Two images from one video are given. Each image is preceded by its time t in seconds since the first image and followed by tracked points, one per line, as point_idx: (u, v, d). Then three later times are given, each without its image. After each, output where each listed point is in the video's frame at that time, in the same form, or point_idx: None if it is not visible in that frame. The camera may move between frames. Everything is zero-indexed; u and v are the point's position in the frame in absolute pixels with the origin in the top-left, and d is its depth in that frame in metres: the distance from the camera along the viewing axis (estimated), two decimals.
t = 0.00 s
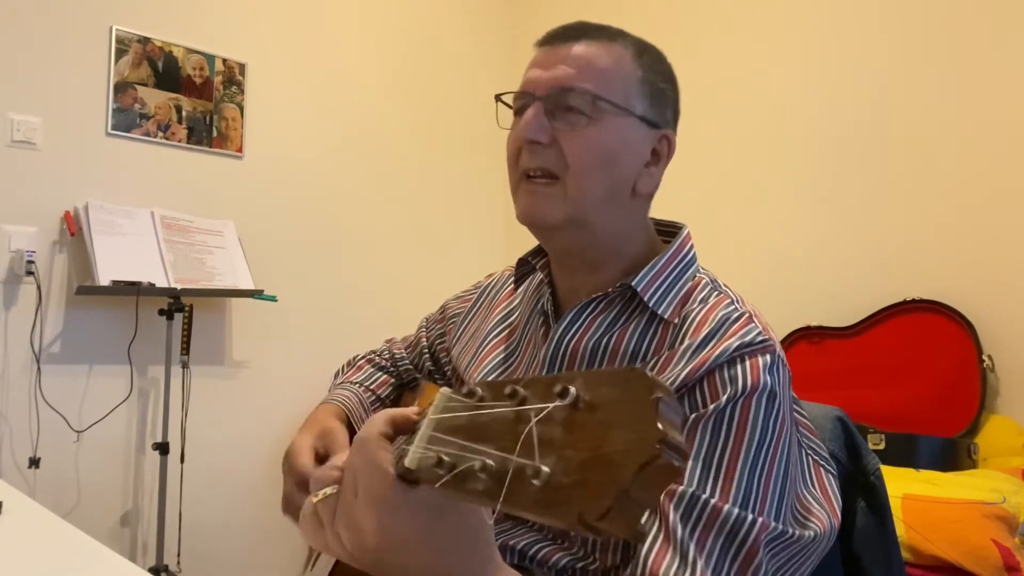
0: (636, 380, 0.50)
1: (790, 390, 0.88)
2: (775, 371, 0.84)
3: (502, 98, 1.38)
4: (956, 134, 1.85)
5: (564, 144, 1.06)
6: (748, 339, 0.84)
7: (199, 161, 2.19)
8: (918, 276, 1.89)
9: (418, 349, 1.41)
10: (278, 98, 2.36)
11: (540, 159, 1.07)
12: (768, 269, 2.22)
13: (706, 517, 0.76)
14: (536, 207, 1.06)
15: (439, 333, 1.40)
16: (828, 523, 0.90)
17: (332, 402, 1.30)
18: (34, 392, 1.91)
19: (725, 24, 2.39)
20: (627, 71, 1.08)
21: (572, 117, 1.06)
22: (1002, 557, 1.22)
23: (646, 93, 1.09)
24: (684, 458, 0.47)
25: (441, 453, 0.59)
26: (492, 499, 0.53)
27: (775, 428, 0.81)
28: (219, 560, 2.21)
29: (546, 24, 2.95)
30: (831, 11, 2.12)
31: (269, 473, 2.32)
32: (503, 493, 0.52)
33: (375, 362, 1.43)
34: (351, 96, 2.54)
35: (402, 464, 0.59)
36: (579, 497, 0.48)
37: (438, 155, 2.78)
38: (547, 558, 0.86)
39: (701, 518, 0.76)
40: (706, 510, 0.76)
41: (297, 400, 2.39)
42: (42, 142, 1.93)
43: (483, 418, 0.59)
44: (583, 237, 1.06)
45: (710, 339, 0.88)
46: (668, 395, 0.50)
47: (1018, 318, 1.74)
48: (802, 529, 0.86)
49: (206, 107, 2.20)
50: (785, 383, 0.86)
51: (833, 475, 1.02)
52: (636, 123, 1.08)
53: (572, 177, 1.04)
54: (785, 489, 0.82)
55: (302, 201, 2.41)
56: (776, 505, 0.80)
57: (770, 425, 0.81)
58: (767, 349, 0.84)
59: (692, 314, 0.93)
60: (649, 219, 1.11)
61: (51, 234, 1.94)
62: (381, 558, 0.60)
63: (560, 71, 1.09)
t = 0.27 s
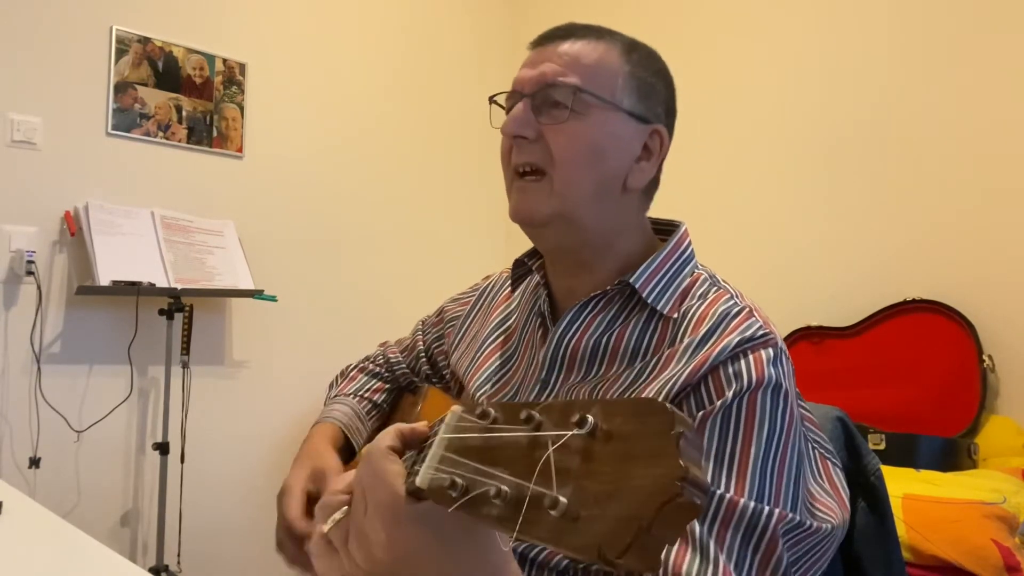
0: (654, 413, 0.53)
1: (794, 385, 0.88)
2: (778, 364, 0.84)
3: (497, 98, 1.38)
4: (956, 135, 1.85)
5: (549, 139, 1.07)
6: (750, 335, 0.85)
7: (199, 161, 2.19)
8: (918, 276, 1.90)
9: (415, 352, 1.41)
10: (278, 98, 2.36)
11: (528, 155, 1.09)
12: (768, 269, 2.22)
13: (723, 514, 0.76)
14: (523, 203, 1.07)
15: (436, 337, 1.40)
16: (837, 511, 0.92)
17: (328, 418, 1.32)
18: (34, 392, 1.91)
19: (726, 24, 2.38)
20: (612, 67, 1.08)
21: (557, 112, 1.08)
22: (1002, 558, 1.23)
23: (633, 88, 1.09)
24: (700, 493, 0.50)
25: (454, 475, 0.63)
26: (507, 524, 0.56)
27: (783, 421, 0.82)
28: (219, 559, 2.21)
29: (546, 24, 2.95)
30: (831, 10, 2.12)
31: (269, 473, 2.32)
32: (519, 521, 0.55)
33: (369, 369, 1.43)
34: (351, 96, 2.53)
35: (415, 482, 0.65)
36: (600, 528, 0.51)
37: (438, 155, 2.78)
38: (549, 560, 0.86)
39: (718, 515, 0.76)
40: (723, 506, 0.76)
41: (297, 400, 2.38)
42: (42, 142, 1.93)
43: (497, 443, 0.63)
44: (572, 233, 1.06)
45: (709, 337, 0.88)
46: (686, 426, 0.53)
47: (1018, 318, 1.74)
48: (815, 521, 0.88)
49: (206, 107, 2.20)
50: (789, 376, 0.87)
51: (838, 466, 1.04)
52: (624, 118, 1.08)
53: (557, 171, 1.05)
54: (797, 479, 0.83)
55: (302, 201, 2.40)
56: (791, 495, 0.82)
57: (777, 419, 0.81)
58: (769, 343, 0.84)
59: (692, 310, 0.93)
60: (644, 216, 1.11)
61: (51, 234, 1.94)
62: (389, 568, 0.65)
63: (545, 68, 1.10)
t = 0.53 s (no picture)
0: (656, 418, 0.52)
1: (794, 386, 0.88)
2: (777, 365, 0.84)
3: (496, 98, 1.39)
4: (955, 135, 1.85)
5: (547, 139, 1.07)
6: (749, 336, 0.85)
7: (199, 161, 2.19)
8: (918, 276, 1.89)
9: (417, 351, 1.41)
10: (278, 98, 2.36)
11: (527, 155, 1.10)
12: (768, 269, 2.22)
13: (720, 516, 0.76)
14: (523, 203, 1.07)
15: (437, 337, 1.40)
16: (836, 513, 0.92)
17: (331, 413, 1.32)
18: (34, 392, 1.91)
19: (726, 23, 2.38)
20: (610, 67, 1.08)
21: (555, 112, 1.08)
22: (1002, 558, 1.23)
23: (631, 89, 1.09)
24: (705, 500, 0.49)
25: (454, 478, 0.64)
26: (507, 529, 0.57)
27: (781, 424, 0.81)
28: (219, 559, 2.21)
29: (546, 24, 2.95)
30: (830, 11, 2.12)
31: (269, 473, 2.32)
32: (518, 525, 0.56)
33: (372, 366, 1.44)
34: (351, 96, 2.53)
35: (414, 485, 0.66)
36: (601, 535, 0.51)
37: (438, 155, 2.78)
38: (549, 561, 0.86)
39: (715, 517, 0.76)
40: (720, 509, 0.76)
41: (297, 399, 2.38)
42: (42, 142, 1.93)
43: (496, 445, 0.63)
44: (571, 234, 1.06)
45: (708, 338, 0.88)
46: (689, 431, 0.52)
47: (1018, 318, 1.74)
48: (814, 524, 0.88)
49: (206, 107, 2.20)
50: (788, 378, 0.86)
51: (838, 468, 1.04)
52: (622, 118, 1.08)
53: (555, 172, 1.05)
54: (795, 482, 0.83)
55: (302, 201, 2.40)
56: (789, 499, 0.82)
57: (775, 422, 0.81)
58: (768, 344, 0.84)
59: (691, 312, 0.93)
60: (643, 217, 1.10)
61: (51, 234, 1.94)
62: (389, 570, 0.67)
63: (543, 68, 1.10)
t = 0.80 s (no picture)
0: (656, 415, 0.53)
1: (793, 389, 0.88)
2: (777, 369, 0.84)
3: (498, 98, 1.39)
4: (955, 135, 1.85)
5: (548, 140, 1.07)
6: (749, 339, 0.84)
7: (199, 161, 2.19)
8: (918, 276, 1.89)
9: (418, 352, 1.41)
10: (278, 98, 2.36)
11: (527, 156, 1.09)
12: (768, 269, 2.22)
13: (716, 519, 0.76)
14: (522, 204, 1.07)
15: (438, 338, 1.40)
16: (834, 518, 0.92)
17: (332, 414, 1.32)
18: (34, 392, 1.91)
19: (726, 23, 2.38)
20: (613, 68, 1.08)
21: (556, 113, 1.08)
22: (1002, 557, 1.23)
23: (633, 90, 1.09)
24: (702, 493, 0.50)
25: (454, 474, 0.63)
26: (509, 523, 0.56)
27: (779, 428, 0.81)
28: (219, 559, 2.21)
29: (546, 24, 2.95)
30: (830, 11, 2.12)
31: (270, 473, 2.32)
32: (521, 520, 0.56)
33: (373, 367, 1.44)
34: (351, 96, 2.53)
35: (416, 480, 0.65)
36: (602, 530, 0.51)
37: (438, 155, 2.78)
38: (549, 561, 0.86)
39: (711, 520, 0.76)
40: (716, 510, 0.76)
41: (297, 399, 2.38)
42: (42, 142, 1.93)
43: (497, 441, 0.63)
44: (570, 235, 1.06)
45: (709, 340, 0.88)
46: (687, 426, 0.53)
47: (1017, 318, 1.74)
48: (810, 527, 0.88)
49: (205, 107, 2.20)
50: (787, 381, 0.86)
51: (838, 472, 1.04)
52: (623, 120, 1.08)
53: (555, 173, 1.05)
54: (792, 487, 0.83)
55: (302, 201, 2.40)
56: (784, 504, 0.82)
57: (774, 426, 0.81)
58: (768, 348, 0.84)
59: (692, 314, 0.93)
60: (644, 219, 1.10)
61: (50, 234, 1.94)
62: (387, 567, 0.67)
63: (546, 70, 1.10)
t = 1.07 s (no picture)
0: (660, 414, 0.53)
1: (793, 388, 0.88)
2: (777, 369, 0.84)
3: (501, 96, 1.38)
4: (955, 134, 1.85)
5: (549, 137, 1.07)
6: (750, 338, 0.84)
7: (199, 161, 2.19)
8: (918, 276, 1.89)
9: (418, 350, 1.41)
10: (278, 98, 2.36)
11: (527, 153, 1.09)
12: (768, 269, 2.22)
13: (715, 519, 0.76)
14: (523, 201, 1.07)
15: (438, 335, 1.40)
16: (833, 518, 0.92)
17: (331, 409, 1.32)
18: (34, 392, 1.91)
19: (726, 23, 2.38)
20: (615, 66, 1.08)
21: (558, 111, 1.08)
22: (1002, 557, 1.23)
23: (635, 88, 1.09)
24: (708, 494, 0.49)
25: (456, 473, 0.64)
26: (510, 522, 0.57)
27: (780, 428, 0.81)
28: (219, 560, 2.21)
29: (546, 24, 2.95)
30: (830, 11, 2.12)
31: (270, 473, 2.32)
32: (523, 518, 0.56)
33: (373, 364, 1.43)
34: (351, 96, 2.53)
35: (416, 480, 0.66)
36: (605, 530, 0.51)
37: (438, 155, 2.78)
38: (548, 559, 0.86)
39: (710, 519, 0.76)
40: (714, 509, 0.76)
41: (297, 399, 2.38)
42: (42, 142, 1.93)
43: (499, 441, 0.64)
44: (570, 232, 1.06)
45: (710, 339, 0.88)
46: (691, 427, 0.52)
47: (1018, 318, 1.74)
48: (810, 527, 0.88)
49: (205, 107, 2.20)
50: (788, 381, 0.86)
51: (837, 472, 1.04)
52: (626, 119, 1.08)
53: (556, 170, 1.05)
54: (791, 488, 0.83)
55: (302, 201, 2.40)
56: (783, 504, 0.82)
57: (774, 426, 0.81)
58: (769, 348, 0.84)
59: (692, 313, 0.93)
60: (645, 217, 1.10)
61: (51, 233, 1.94)
62: (388, 565, 0.67)
63: (548, 67, 1.11)
